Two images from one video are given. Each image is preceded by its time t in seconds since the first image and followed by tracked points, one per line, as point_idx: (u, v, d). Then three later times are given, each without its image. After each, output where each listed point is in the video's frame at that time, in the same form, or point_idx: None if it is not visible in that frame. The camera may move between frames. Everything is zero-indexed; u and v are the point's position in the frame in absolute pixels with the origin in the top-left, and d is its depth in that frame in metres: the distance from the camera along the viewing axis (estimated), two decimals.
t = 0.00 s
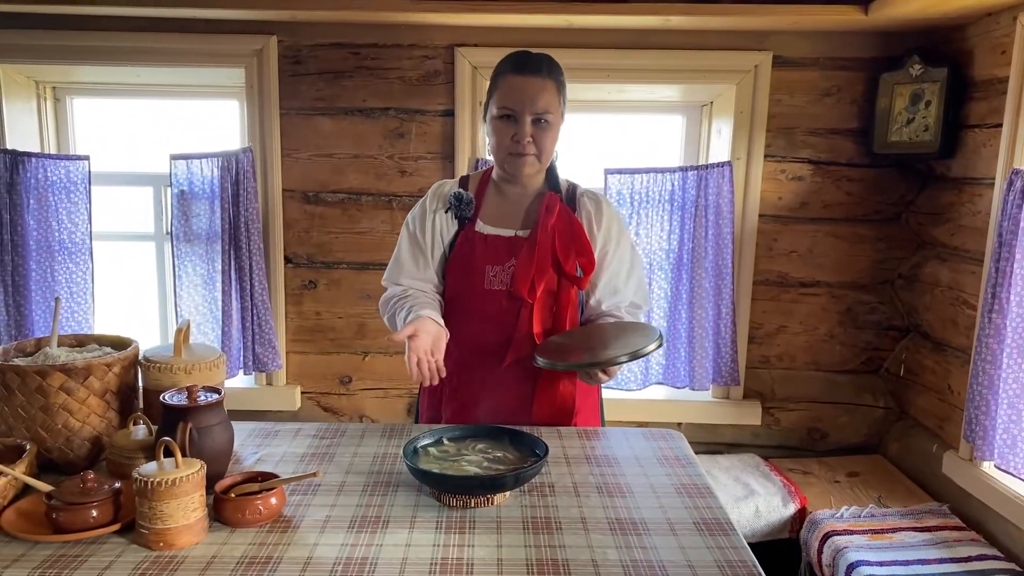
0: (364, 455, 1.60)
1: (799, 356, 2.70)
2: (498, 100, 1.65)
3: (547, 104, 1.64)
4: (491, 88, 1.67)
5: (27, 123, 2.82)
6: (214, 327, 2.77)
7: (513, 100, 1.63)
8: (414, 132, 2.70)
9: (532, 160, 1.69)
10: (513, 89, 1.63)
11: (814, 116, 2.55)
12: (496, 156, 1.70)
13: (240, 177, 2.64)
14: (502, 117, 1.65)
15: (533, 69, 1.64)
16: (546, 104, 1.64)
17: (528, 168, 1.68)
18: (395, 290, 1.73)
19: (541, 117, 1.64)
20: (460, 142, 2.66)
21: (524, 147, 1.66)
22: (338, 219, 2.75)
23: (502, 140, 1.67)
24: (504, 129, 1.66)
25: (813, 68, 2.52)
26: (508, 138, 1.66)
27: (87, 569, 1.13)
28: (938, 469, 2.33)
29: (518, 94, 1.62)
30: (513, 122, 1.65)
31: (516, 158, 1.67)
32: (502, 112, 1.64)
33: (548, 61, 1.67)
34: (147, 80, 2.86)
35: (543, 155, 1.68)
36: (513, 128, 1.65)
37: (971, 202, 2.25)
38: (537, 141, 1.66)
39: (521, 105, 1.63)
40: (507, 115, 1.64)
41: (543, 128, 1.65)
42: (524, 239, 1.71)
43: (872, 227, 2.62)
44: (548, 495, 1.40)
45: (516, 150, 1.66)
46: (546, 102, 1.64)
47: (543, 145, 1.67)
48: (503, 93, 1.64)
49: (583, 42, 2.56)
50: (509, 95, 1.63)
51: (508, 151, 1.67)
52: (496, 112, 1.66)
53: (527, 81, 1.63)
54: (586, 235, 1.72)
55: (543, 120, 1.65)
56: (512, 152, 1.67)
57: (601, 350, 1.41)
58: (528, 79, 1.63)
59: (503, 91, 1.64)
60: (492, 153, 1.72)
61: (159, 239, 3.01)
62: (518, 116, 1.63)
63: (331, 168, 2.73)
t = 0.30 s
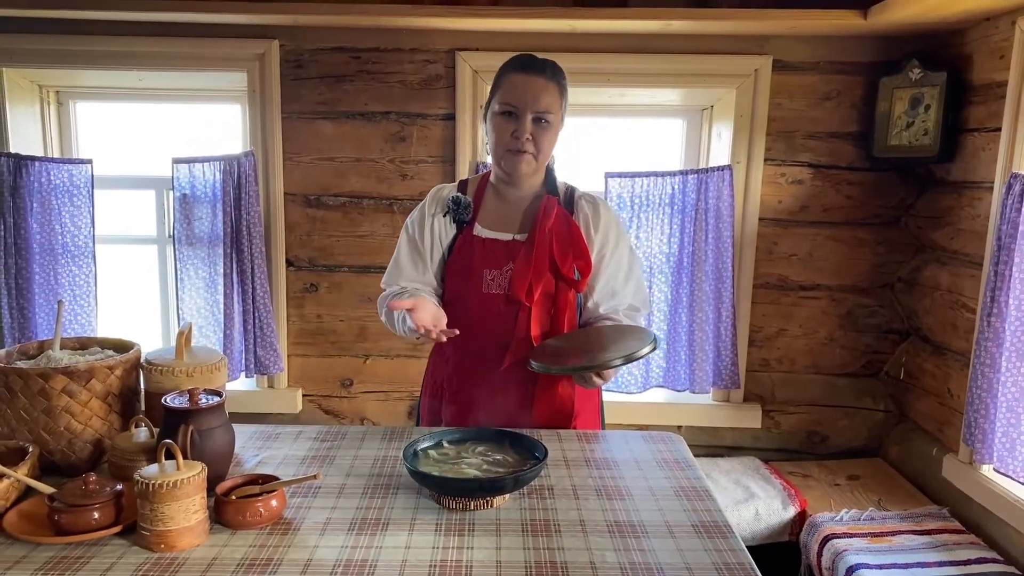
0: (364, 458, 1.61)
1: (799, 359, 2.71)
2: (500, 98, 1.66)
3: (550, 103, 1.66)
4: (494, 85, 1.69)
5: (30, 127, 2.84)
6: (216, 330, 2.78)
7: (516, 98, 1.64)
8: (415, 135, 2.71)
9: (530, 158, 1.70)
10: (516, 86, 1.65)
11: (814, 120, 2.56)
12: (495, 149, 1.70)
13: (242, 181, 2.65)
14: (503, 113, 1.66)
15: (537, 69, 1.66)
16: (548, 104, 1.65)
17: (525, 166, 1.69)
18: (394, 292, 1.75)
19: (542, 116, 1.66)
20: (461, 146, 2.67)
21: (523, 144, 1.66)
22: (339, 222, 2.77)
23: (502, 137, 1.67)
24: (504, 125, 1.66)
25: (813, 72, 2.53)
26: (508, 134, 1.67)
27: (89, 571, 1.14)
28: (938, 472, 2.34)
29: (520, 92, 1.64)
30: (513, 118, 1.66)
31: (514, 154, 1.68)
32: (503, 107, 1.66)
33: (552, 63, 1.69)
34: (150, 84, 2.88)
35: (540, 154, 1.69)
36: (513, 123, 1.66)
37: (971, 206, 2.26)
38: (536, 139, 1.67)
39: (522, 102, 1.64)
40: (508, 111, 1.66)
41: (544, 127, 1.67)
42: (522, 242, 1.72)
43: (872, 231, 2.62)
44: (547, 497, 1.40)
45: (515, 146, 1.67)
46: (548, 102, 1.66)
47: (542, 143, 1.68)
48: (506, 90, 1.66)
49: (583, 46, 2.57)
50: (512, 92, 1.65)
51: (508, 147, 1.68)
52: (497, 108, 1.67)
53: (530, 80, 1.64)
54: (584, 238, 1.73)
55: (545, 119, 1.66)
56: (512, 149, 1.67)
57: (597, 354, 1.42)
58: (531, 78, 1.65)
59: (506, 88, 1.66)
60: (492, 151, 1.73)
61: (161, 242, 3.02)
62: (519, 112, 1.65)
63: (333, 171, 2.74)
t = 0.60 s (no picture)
0: (364, 460, 1.61)
1: (799, 362, 2.71)
2: (499, 99, 1.67)
3: (548, 103, 1.66)
4: (492, 87, 1.70)
5: (32, 130, 2.85)
6: (217, 333, 2.79)
7: (515, 99, 1.65)
8: (416, 138, 2.72)
9: (531, 159, 1.70)
10: (514, 87, 1.65)
11: (814, 122, 2.56)
12: (496, 153, 1.71)
13: (243, 184, 2.66)
14: (502, 115, 1.67)
15: (535, 70, 1.67)
16: (547, 105, 1.66)
17: (525, 167, 1.69)
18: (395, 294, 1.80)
19: (541, 116, 1.66)
20: (461, 148, 2.67)
21: (523, 144, 1.67)
22: (339, 224, 2.77)
23: (502, 138, 1.68)
24: (503, 127, 1.67)
25: (814, 75, 2.54)
26: (508, 135, 1.67)
27: (89, 573, 1.14)
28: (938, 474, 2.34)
29: (518, 93, 1.65)
30: (512, 119, 1.66)
31: (514, 155, 1.68)
32: (502, 109, 1.66)
33: (549, 64, 1.70)
34: (151, 87, 2.88)
35: (540, 154, 1.69)
36: (512, 125, 1.66)
37: (971, 208, 2.26)
38: (536, 139, 1.67)
39: (521, 103, 1.65)
40: (507, 112, 1.66)
41: (543, 127, 1.67)
42: (523, 244, 1.72)
43: (872, 234, 2.62)
44: (547, 499, 1.41)
45: (516, 147, 1.67)
46: (547, 101, 1.66)
47: (542, 144, 1.68)
48: (504, 92, 1.66)
49: (583, 49, 2.58)
50: (511, 94, 1.65)
51: (508, 148, 1.68)
52: (496, 110, 1.68)
53: (528, 81, 1.65)
54: (585, 240, 1.73)
55: (544, 119, 1.66)
56: (512, 149, 1.68)
57: (596, 355, 1.43)
58: (529, 79, 1.66)
59: (504, 90, 1.66)
60: (492, 153, 1.73)
61: (163, 245, 3.03)
62: (518, 113, 1.65)
63: (334, 174, 2.74)
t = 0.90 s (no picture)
0: (363, 462, 1.61)
1: (798, 363, 2.71)
2: (495, 102, 1.67)
3: (544, 103, 1.66)
4: (487, 91, 1.70)
5: (32, 132, 2.85)
6: (217, 334, 2.79)
7: (510, 102, 1.65)
8: (416, 140, 2.72)
9: (532, 161, 1.70)
10: (510, 90, 1.65)
11: (813, 124, 2.56)
12: (496, 158, 1.71)
13: (243, 185, 2.66)
14: (499, 119, 1.67)
15: (527, 71, 1.67)
16: (542, 105, 1.66)
17: (527, 169, 1.69)
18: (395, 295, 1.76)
19: (538, 117, 1.66)
20: (461, 150, 2.68)
21: (523, 147, 1.67)
22: (339, 226, 2.77)
23: (500, 141, 1.68)
24: (501, 130, 1.68)
25: (812, 77, 2.54)
26: (506, 138, 1.68)
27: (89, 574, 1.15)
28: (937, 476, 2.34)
29: (514, 96, 1.65)
30: (509, 122, 1.67)
31: (514, 159, 1.68)
32: (499, 113, 1.67)
33: (541, 64, 1.70)
34: (151, 89, 2.89)
35: (541, 154, 1.69)
36: (510, 128, 1.67)
37: (970, 210, 2.26)
38: (535, 140, 1.68)
39: (517, 105, 1.65)
40: (504, 116, 1.67)
41: (540, 128, 1.67)
42: (523, 244, 1.73)
43: (871, 235, 2.63)
44: (546, 501, 1.41)
45: (515, 150, 1.67)
46: (542, 102, 1.66)
47: (541, 144, 1.68)
48: (499, 95, 1.67)
49: (582, 51, 2.58)
50: (507, 97, 1.66)
51: (508, 151, 1.68)
52: (493, 114, 1.68)
53: (523, 82, 1.65)
54: (584, 240, 1.73)
55: (541, 119, 1.67)
56: (512, 153, 1.68)
57: (597, 352, 1.43)
58: (523, 80, 1.66)
59: (499, 93, 1.67)
60: (491, 156, 1.74)
61: (163, 246, 3.03)
62: (515, 116, 1.65)
63: (333, 175, 2.75)
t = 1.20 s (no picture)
0: (362, 463, 1.61)
1: (798, 364, 2.71)
2: (491, 106, 1.68)
3: (538, 105, 1.66)
4: (482, 95, 1.70)
5: (31, 133, 2.84)
6: (217, 335, 2.79)
7: (504, 106, 1.66)
8: (415, 141, 2.72)
9: (529, 162, 1.70)
10: (504, 94, 1.66)
11: (813, 125, 2.57)
12: (492, 161, 1.72)
13: (242, 186, 2.66)
14: (495, 123, 1.68)
15: (521, 74, 1.67)
16: (536, 107, 1.66)
17: (524, 170, 1.70)
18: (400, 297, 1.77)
19: (533, 119, 1.66)
20: (461, 150, 2.68)
21: (520, 150, 1.67)
22: (339, 227, 2.77)
23: (495, 144, 1.69)
24: (497, 134, 1.68)
25: (812, 78, 2.54)
26: (502, 141, 1.68)
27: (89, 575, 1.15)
28: (936, 476, 2.34)
29: (510, 101, 1.65)
30: (505, 126, 1.68)
31: (511, 162, 1.69)
32: (494, 117, 1.67)
33: (534, 65, 1.70)
34: (151, 90, 2.89)
35: (538, 155, 1.69)
36: (505, 131, 1.67)
37: (969, 211, 2.26)
38: (531, 142, 1.68)
39: (510, 109, 1.65)
40: (499, 120, 1.67)
41: (535, 129, 1.67)
42: (522, 244, 1.73)
43: (870, 236, 2.63)
44: (545, 502, 1.41)
45: (512, 154, 1.68)
46: (536, 104, 1.66)
47: (538, 146, 1.68)
48: (494, 99, 1.67)
49: (581, 52, 2.58)
50: (502, 101, 1.66)
51: (505, 154, 1.69)
52: (489, 119, 1.69)
53: (516, 86, 1.65)
54: (583, 239, 1.73)
55: (536, 122, 1.67)
56: (510, 156, 1.68)
57: (593, 351, 1.43)
58: (517, 83, 1.66)
59: (495, 97, 1.67)
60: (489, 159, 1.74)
61: (162, 247, 3.03)
62: (511, 120, 1.66)
63: (333, 176, 2.75)
